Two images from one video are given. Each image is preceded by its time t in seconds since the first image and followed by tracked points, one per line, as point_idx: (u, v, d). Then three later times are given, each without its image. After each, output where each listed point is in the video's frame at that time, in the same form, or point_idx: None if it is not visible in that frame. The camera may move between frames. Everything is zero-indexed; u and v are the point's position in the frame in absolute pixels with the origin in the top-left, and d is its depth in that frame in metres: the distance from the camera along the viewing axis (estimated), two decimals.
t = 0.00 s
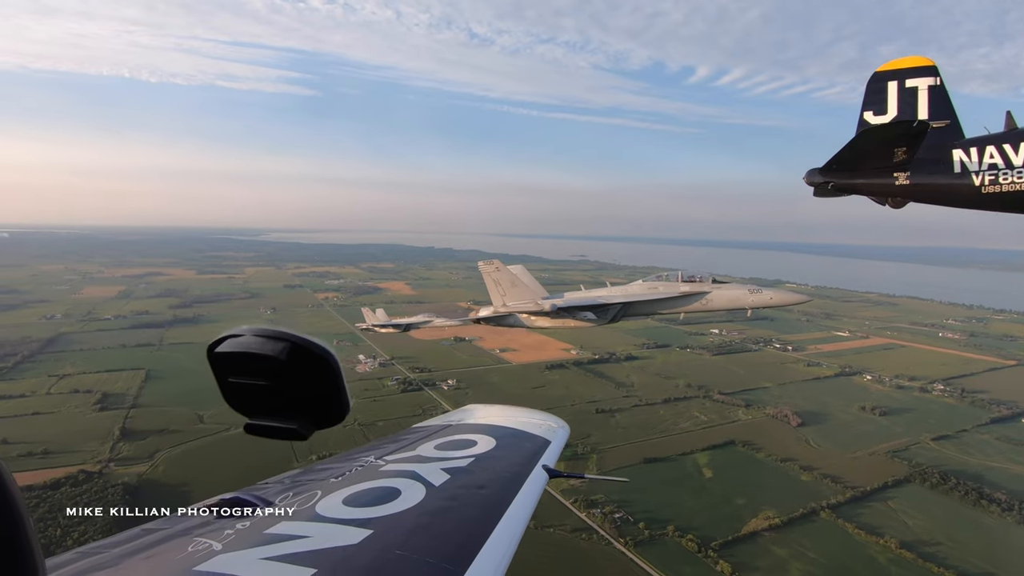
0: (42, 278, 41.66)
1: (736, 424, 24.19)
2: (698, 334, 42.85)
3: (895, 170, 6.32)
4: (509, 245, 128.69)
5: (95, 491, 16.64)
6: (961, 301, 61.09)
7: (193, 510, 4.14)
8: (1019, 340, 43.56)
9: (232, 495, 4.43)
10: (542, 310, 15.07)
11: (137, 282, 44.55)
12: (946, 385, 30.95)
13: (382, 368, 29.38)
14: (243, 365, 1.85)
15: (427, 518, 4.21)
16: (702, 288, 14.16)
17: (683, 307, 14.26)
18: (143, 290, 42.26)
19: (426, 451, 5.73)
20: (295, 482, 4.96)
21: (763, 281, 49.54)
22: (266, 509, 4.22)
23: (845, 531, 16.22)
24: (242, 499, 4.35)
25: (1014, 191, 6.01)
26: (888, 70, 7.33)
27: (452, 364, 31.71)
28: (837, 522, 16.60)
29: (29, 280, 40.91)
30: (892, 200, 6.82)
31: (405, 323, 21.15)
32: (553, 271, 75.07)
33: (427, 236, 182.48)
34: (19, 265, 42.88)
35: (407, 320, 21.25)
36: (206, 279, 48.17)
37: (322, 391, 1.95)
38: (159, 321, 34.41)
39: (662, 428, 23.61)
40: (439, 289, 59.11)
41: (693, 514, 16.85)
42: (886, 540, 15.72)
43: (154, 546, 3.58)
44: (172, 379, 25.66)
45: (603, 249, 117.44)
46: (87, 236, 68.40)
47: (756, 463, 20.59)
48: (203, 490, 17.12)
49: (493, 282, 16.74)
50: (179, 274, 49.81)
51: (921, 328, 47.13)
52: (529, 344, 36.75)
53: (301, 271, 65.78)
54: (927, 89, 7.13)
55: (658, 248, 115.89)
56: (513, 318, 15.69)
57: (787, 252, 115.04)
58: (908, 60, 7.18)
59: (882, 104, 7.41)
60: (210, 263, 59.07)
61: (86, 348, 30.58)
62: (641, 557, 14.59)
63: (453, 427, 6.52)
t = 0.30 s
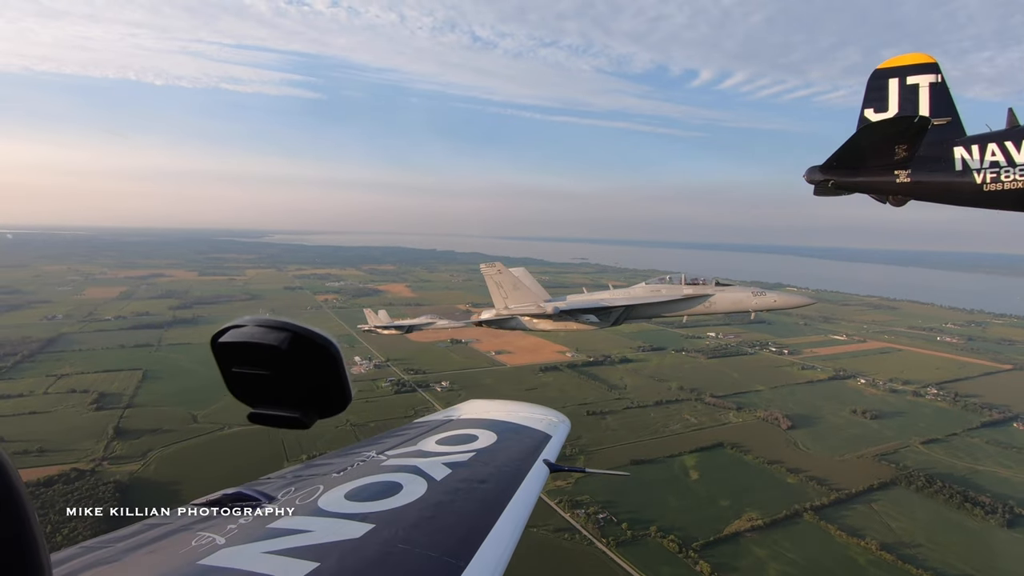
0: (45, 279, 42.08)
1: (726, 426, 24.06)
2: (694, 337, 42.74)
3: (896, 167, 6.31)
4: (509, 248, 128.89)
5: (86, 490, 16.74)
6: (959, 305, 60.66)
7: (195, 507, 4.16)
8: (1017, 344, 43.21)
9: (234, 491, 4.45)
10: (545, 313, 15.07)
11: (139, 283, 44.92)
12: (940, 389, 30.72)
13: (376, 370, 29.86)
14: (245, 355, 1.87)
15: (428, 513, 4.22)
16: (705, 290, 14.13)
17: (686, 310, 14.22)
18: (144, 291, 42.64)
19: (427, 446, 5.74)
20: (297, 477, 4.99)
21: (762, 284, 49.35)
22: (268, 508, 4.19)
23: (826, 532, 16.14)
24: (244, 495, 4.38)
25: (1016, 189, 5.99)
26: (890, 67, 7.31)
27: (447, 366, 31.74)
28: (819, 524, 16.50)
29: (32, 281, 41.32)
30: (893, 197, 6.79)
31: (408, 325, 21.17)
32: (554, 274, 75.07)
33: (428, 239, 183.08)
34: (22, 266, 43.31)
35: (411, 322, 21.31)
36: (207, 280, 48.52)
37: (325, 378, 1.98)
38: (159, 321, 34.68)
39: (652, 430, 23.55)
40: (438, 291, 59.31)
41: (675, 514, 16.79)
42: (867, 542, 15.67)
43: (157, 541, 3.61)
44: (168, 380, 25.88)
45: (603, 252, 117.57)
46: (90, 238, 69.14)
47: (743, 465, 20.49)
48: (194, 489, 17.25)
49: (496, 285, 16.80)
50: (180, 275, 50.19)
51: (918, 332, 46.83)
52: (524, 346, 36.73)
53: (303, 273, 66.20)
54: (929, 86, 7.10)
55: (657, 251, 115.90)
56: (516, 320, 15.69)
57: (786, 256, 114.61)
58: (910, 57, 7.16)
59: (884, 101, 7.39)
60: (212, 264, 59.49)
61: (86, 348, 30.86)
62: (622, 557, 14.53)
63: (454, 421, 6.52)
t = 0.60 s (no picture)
0: (41, 279, 42.31)
1: (712, 426, 24.11)
2: (686, 337, 42.76)
3: (887, 162, 6.30)
4: (505, 249, 129.11)
5: (72, 489, 16.89)
6: (951, 306, 60.65)
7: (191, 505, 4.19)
8: (1008, 344, 43.22)
9: (229, 490, 4.49)
10: (543, 312, 15.09)
11: (136, 284, 45.26)
12: (927, 389, 30.73)
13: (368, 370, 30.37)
14: (159, 355, 1.87)
15: (420, 510, 4.24)
16: (702, 290, 14.14)
17: (683, 310, 14.25)
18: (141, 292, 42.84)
19: (422, 443, 5.76)
20: (292, 476, 5.02)
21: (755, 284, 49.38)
22: (267, 508, 4.20)
23: (803, 529, 16.15)
24: (239, 494, 4.40)
25: (1007, 183, 5.94)
26: (881, 63, 7.36)
27: (439, 366, 31.80)
28: (798, 522, 16.52)
29: (29, 281, 41.56)
30: (885, 193, 6.78)
31: (407, 325, 21.18)
32: (550, 275, 75.15)
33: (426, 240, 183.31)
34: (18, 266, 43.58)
35: (409, 321, 21.35)
36: (204, 281, 48.83)
37: (237, 382, 1.97)
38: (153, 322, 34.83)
39: (637, 428, 23.63)
40: (434, 292, 59.40)
41: (654, 511, 16.81)
42: (842, 538, 15.69)
43: (151, 540, 3.63)
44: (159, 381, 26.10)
45: (599, 253, 117.76)
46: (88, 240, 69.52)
47: (727, 464, 20.46)
48: (180, 489, 17.14)
49: (493, 285, 16.82)
50: (177, 276, 50.54)
51: (910, 332, 46.82)
52: (515, 347, 36.83)
53: (300, 274, 66.50)
54: (918, 81, 7.11)
55: (653, 252, 116.09)
56: (513, 321, 15.73)
57: (780, 257, 114.68)
58: (900, 52, 7.19)
59: (875, 96, 7.43)
60: (209, 265, 59.85)
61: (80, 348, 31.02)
62: (600, 554, 14.55)
63: (449, 419, 6.53)
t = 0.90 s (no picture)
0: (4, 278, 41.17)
1: (679, 423, 24.44)
2: (660, 336, 43.24)
3: (855, 162, 6.42)
4: (485, 249, 129.25)
5: (29, 491, 16.49)
6: (915, 306, 62.43)
7: (167, 504, 4.13)
8: (968, 343, 44.61)
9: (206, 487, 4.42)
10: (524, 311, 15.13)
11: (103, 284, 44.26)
12: (889, 386, 31.57)
13: (341, 370, 30.36)
14: (83, 286, 1.96)
15: (400, 505, 4.22)
16: (681, 290, 14.29)
17: (664, 309, 14.39)
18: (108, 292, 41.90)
19: (402, 440, 5.73)
20: (270, 474, 4.96)
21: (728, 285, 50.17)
22: (269, 509, 4.09)
23: (761, 523, 16.46)
24: (216, 492, 4.34)
25: (968, 183, 6.20)
26: (849, 65, 7.48)
27: (413, 367, 31.65)
28: (756, 516, 16.84)
29: None
30: (852, 192, 6.90)
31: (389, 324, 20.99)
32: (529, 275, 75.35)
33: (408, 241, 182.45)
34: None
35: (391, 321, 21.15)
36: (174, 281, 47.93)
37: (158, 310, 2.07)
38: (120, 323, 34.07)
39: (606, 426, 23.83)
40: (413, 293, 59.15)
41: (617, 507, 17.02)
42: (796, 530, 16.05)
43: (124, 540, 3.56)
44: (126, 386, 25.87)
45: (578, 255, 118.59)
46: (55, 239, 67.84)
47: (690, 460, 20.81)
48: (143, 491, 16.92)
49: (474, 285, 16.78)
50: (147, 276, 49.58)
51: (876, 331, 48.00)
52: (490, 347, 36.89)
53: (276, 276, 65.77)
54: (885, 83, 7.26)
55: (631, 253, 117.26)
56: (494, 320, 15.83)
57: (754, 258, 116.70)
58: (869, 55, 7.32)
59: (845, 97, 7.57)
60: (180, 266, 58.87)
61: (42, 349, 30.27)
62: (562, 550, 14.67)
63: (430, 416, 6.50)
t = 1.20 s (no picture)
0: None
1: (654, 426, 24.59)
2: (639, 341, 43.53)
3: (831, 173, 6.50)
4: (470, 254, 129.41)
5: None
6: (889, 311, 63.60)
7: (148, 510, 4.07)
8: (940, 347, 45.52)
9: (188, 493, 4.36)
10: (510, 313, 15.11)
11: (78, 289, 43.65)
12: (861, 389, 32.05)
13: (318, 375, 30.09)
14: (61, 279, 1.93)
15: (385, 511, 4.19)
16: (666, 294, 14.39)
17: (647, 315, 14.45)
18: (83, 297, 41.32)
19: (387, 446, 5.70)
20: (253, 481, 4.90)
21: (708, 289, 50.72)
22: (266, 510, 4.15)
23: (727, 524, 16.64)
24: (198, 497, 4.29)
25: (939, 195, 6.18)
26: (825, 77, 7.48)
27: (392, 371, 31.48)
28: (721, 517, 17.02)
29: None
30: (829, 202, 7.00)
31: (376, 329, 20.94)
32: (513, 279, 75.57)
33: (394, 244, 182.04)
34: None
35: (377, 326, 21.08)
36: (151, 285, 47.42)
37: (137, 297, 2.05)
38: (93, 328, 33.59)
39: (581, 430, 23.89)
40: (396, 297, 58.99)
41: (587, 509, 17.04)
42: (761, 530, 16.27)
43: (104, 548, 3.50)
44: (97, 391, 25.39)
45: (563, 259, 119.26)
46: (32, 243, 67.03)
47: (661, 463, 20.93)
48: (110, 497, 16.63)
49: (459, 288, 16.75)
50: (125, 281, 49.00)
51: (852, 336, 48.78)
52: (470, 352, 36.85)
53: (258, 281, 65.35)
54: (861, 96, 7.26)
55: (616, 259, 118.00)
56: (479, 325, 16.08)
57: (735, 263, 118.21)
58: (844, 68, 7.32)
59: (821, 109, 7.56)
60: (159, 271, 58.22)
61: (13, 354, 29.75)
62: (529, 552, 14.67)
63: (416, 422, 6.47)
